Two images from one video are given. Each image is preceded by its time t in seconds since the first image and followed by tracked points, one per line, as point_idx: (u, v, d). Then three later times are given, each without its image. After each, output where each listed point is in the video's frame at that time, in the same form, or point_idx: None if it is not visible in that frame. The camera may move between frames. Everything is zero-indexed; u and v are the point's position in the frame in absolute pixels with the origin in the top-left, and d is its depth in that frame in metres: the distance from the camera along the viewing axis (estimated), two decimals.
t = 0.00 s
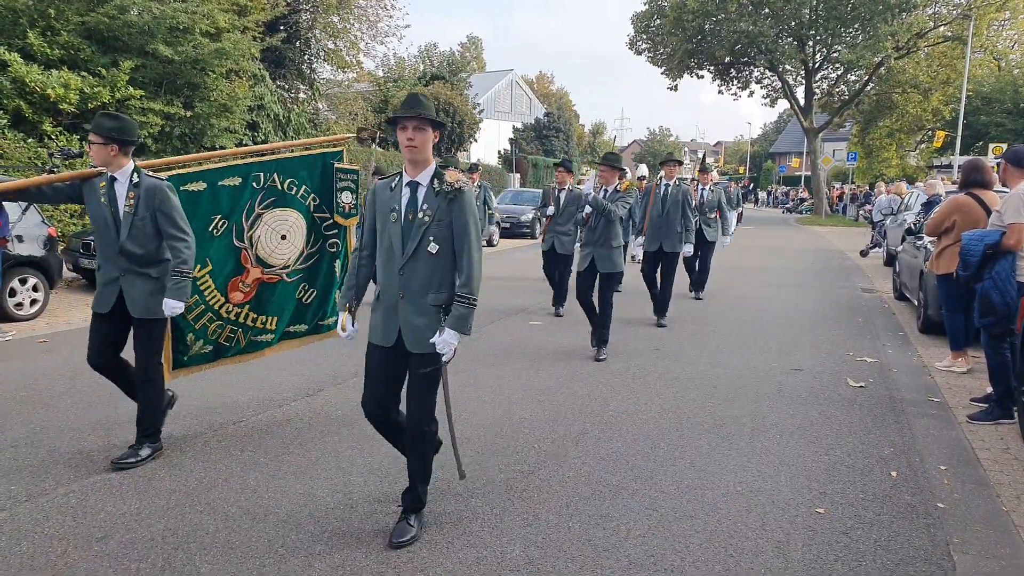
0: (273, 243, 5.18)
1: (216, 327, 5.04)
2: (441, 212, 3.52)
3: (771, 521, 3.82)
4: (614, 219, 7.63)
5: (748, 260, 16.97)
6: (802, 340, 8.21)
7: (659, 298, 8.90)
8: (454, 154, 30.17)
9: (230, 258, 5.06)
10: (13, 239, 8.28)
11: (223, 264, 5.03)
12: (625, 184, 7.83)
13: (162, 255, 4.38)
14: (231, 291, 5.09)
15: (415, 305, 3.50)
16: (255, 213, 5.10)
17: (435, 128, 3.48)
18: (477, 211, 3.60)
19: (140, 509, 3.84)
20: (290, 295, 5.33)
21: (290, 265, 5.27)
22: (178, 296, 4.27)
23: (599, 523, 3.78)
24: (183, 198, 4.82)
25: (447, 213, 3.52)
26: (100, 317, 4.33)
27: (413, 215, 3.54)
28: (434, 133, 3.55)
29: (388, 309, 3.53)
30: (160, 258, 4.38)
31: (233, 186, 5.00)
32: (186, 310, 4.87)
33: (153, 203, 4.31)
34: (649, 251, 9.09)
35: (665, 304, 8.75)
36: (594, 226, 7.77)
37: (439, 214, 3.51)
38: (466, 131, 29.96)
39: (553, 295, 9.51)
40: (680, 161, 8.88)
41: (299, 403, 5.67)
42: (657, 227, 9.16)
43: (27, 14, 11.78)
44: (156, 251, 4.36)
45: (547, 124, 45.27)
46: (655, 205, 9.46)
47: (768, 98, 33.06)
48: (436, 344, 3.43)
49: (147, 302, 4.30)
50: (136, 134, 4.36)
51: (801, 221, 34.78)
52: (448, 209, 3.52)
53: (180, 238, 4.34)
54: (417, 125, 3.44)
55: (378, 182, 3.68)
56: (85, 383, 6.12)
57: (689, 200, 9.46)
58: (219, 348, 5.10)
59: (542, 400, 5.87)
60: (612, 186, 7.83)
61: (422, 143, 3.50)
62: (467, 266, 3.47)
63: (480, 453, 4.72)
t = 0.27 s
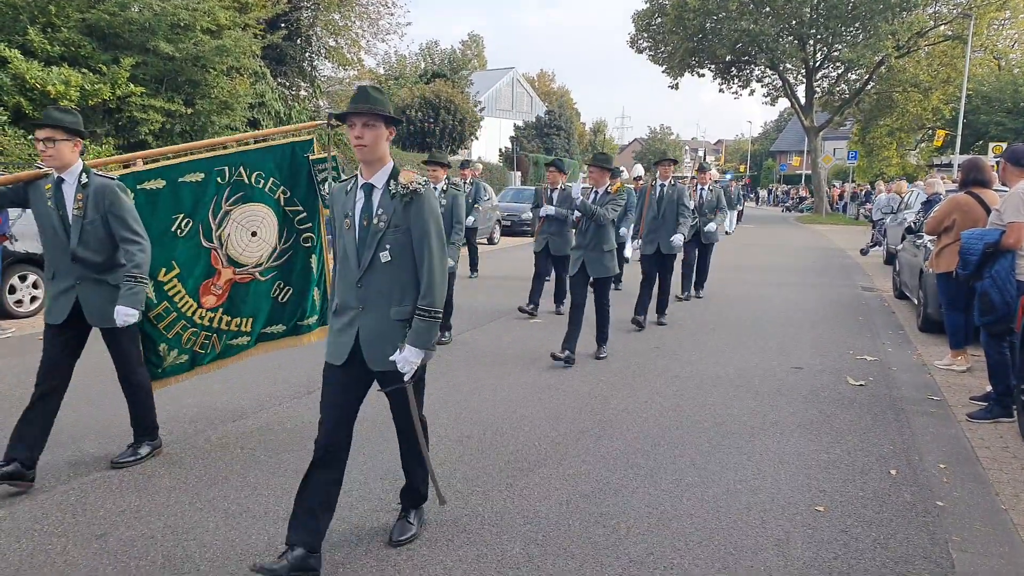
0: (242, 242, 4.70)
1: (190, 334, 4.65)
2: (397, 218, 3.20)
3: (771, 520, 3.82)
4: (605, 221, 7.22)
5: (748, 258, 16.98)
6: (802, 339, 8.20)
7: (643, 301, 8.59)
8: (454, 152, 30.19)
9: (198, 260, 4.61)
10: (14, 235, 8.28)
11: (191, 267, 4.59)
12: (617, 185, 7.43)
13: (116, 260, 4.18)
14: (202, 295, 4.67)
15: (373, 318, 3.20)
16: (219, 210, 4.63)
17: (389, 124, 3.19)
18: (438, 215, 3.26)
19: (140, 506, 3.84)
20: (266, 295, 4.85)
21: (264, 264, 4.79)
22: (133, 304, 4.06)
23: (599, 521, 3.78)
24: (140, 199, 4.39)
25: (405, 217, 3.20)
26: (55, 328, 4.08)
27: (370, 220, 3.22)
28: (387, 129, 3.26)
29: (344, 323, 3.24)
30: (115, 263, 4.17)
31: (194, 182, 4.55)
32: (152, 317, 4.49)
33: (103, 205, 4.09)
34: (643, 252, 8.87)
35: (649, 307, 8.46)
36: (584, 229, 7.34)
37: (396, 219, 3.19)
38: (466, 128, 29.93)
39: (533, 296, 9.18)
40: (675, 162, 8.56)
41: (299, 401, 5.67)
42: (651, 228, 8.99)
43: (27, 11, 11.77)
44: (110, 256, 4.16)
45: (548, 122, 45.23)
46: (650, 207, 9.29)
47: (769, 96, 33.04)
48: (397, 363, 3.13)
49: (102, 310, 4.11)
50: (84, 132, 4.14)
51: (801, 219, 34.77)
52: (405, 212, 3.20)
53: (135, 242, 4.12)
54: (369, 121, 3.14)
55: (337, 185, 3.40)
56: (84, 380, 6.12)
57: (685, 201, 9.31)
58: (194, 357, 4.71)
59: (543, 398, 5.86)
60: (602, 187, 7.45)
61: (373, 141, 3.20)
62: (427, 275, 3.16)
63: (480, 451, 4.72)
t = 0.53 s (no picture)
0: (200, 234, 4.37)
1: (147, 339, 4.35)
2: (344, 210, 2.95)
3: (770, 517, 3.82)
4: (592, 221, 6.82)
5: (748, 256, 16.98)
6: (802, 336, 8.20)
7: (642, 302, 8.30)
8: (454, 150, 30.18)
9: (149, 256, 4.28)
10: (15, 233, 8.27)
11: (142, 264, 4.26)
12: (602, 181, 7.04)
13: (47, 262, 3.71)
14: (158, 294, 4.35)
15: (319, 323, 2.94)
16: (169, 200, 4.30)
17: (325, 108, 2.93)
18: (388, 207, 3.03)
19: (140, 504, 3.85)
20: (227, 290, 4.56)
21: (222, 256, 4.48)
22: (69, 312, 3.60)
23: (599, 518, 3.78)
24: (79, 191, 4.03)
25: (352, 209, 2.95)
26: None
27: (313, 213, 2.96)
28: (328, 114, 3.00)
29: (287, 329, 2.98)
30: (46, 266, 3.71)
31: (138, 171, 4.19)
32: (101, 318, 4.17)
33: (33, 200, 3.62)
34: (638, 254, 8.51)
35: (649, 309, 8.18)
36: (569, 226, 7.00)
37: (342, 211, 2.94)
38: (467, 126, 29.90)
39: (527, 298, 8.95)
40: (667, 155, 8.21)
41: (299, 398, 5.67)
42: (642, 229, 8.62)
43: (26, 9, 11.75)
44: (39, 258, 3.69)
45: (548, 120, 45.19)
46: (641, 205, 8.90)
47: (769, 94, 33.00)
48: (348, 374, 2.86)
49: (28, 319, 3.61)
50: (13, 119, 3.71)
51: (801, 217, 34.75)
52: (353, 204, 2.95)
53: (71, 242, 3.65)
54: (302, 104, 2.90)
55: (277, 175, 3.15)
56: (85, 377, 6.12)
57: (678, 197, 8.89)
58: (159, 363, 4.43)
59: (544, 396, 5.87)
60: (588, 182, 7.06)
61: (309, 125, 2.94)
62: (378, 274, 2.90)
63: (481, 448, 4.72)
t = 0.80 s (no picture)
0: (157, 235, 4.23)
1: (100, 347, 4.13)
2: (296, 214, 2.65)
3: (770, 516, 3.83)
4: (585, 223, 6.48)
5: (748, 255, 16.98)
6: (802, 335, 8.20)
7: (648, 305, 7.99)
8: (455, 148, 30.16)
9: (102, 260, 4.07)
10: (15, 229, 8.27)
11: (93, 268, 4.05)
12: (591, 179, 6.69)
13: None
14: (112, 300, 4.13)
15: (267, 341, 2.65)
16: (124, 200, 4.09)
17: (274, 101, 2.64)
18: (346, 212, 2.73)
19: (140, 501, 3.84)
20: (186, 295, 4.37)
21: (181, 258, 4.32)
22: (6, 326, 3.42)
23: (599, 518, 3.78)
24: (21, 189, 3.80)
25: (306, 214, 2.65)
26: None
27: (260, 217, 2.65)
28: (278, 107, 2.71)
29: (231, 344, 2.70)
30: None
31: (87, 169, 3.98)
32: (47, 326, 3.94)
33: None
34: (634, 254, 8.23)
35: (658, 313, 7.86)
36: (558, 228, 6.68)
37: (294, 216, 2.64)
38: (467, 124, 29.88)
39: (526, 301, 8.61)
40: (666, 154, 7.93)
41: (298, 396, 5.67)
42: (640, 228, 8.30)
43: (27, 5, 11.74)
44: None
45: (548, 118, 45.14)
46: (639, 204, 8.63)
47: (770, 93, 32.97)
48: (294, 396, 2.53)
49: None
50: None
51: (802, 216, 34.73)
52: (307, 208, 2.65)
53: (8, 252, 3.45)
54: (246, 96, 2.63)
55: (216, 172, 2.82)
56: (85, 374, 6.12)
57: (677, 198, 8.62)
58: (113, 374, 4.18)
59: (543, 394, 5.87)
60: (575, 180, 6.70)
61: (256, 119, 2.64)
62: (334, 287, 2.62)
63: (480, 447, 4.72)
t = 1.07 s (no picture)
0: (104, 239, 3.87)
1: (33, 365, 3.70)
2: (229, 218, 2.35)
3: (771, 517, 3.83)
4: (578, 224, 6.32)
5: (749, 255, 16.99)
6: (803, 336, 8.20)
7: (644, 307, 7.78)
8: (456, 147, 30.15)
9: (40, 268, 3.69)
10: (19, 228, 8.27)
11: (29, 277, 3.66)
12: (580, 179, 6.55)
13: None
14: (50, 313, 3.74)
15: (194, 362, 2.35)
16: (67, 203, 3.74)
17: (214, 85, 2.38)
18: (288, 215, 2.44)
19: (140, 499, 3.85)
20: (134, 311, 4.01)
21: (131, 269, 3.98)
22: None
23: (600, 518, 3.79)
24: None
25: (241, 219, 2.36)
26: None
27: (191, 221, 2.36)
28: (218, 95, 2.44)
29: (155, 365, 2.40)
30: None
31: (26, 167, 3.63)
32: None
33: None
34: (629, 256, 8.08)
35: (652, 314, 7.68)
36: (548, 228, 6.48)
37: (227, 222, 2.35)
38: (468, 124, 29.87)
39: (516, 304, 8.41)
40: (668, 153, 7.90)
41: (300, 395, 5.67)
42: (637, 229, 8.16)
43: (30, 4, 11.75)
44: None
45: (549, 118, 45.13)
46: (636, 204, 8.50)
47: (772, 93, 32.96)
48: (223, 428, 2.27)
49: None
50: None
51: (803, 217, 34.70)
52: (241, 212, 2.36)
53: None
54: (182, 78, 2.36)
55: (151, 168, 2.55)
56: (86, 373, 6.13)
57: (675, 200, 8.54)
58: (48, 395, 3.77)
59: (545, 394, 5.87)
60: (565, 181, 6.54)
61: (191, 107, 2.37)
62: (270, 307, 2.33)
63: (481, 446, 4.73)
